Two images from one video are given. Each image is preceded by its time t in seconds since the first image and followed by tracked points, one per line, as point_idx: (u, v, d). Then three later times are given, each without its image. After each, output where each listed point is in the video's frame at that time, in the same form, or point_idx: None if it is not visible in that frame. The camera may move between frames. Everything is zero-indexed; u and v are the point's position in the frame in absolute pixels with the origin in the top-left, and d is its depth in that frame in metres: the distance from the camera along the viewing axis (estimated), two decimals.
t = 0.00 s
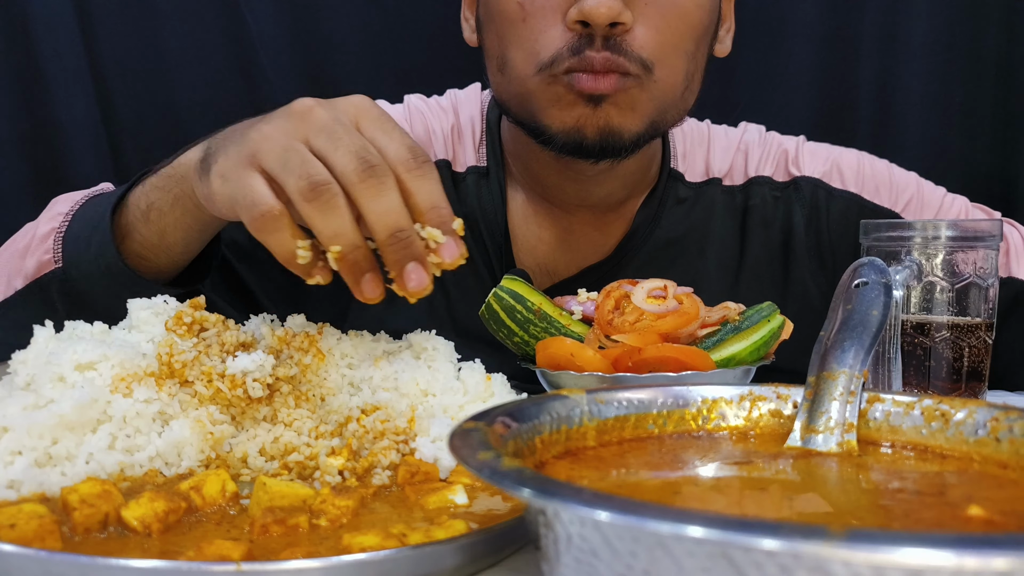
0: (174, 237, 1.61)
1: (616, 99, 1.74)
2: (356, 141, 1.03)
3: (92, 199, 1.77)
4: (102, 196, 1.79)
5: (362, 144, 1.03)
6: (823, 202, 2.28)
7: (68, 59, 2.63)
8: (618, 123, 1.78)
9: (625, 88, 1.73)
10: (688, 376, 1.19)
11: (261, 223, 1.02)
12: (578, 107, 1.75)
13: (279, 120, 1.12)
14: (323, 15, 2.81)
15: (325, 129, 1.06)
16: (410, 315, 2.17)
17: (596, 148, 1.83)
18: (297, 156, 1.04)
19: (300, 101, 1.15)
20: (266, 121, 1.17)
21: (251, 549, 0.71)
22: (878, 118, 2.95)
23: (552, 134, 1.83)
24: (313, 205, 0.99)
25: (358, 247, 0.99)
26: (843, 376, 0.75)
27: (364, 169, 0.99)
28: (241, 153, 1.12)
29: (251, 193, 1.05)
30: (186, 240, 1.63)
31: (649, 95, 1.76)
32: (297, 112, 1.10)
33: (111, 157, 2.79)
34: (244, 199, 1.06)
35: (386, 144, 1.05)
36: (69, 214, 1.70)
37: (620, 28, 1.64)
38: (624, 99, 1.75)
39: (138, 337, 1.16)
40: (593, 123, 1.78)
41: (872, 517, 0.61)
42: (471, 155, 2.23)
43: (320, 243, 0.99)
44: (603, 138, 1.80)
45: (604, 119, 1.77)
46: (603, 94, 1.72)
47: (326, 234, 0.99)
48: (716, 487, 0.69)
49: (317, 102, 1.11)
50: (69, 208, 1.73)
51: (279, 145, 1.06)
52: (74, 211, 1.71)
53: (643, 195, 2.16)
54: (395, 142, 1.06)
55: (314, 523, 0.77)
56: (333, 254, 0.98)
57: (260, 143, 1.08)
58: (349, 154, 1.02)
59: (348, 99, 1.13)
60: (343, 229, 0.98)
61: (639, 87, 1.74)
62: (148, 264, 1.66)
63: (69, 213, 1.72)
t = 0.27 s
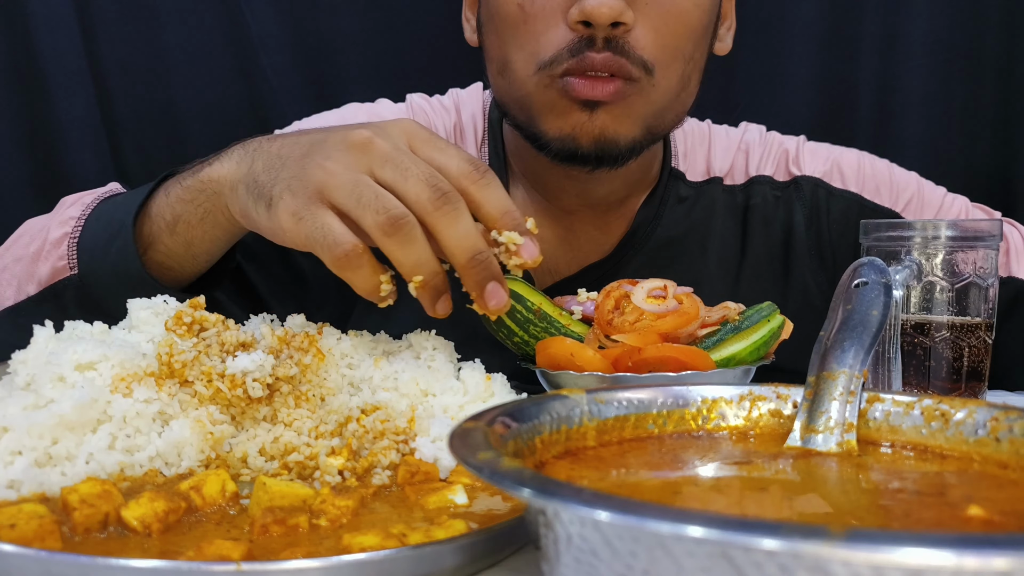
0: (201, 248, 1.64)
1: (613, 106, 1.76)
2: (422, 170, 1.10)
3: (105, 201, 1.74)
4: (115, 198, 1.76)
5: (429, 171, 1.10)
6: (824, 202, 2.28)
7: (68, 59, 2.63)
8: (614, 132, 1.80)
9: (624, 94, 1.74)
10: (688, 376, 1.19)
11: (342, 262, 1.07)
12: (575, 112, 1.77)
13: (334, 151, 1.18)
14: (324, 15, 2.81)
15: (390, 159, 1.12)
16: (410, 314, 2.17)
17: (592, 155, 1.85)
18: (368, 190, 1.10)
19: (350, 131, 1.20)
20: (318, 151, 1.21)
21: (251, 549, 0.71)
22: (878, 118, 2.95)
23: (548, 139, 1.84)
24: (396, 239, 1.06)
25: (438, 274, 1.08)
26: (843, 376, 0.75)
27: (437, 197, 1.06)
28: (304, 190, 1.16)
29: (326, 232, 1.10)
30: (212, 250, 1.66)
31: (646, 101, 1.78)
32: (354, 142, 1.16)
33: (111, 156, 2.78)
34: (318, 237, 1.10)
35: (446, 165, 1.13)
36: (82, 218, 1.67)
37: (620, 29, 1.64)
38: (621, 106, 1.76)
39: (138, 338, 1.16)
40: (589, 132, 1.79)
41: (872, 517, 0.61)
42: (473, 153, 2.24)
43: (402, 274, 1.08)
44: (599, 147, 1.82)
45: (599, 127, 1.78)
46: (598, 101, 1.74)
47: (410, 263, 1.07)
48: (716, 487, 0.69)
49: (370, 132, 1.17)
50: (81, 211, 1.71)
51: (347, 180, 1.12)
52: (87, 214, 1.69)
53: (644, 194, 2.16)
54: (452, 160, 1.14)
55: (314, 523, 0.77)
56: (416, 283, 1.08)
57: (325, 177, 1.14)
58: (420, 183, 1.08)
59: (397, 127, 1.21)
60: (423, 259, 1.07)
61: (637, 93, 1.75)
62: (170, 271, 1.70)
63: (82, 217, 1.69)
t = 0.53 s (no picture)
0: (221, 256, 1.69)
1: (630, 116, 1.77)
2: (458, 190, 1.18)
3: (118, 206, 1.71)
4: (128, 202, 1.73)
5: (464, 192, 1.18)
6: (824, 202, 2.28)
7: (68, 59, 2.63)
8: (633, 142, 1.82)
9: (638, 99, 1.75)
10: (688, 376, 1.19)
11: (384, 278, 1.16)
12: (594, 124, 1.79)
13: (369, 166, 1.25)
14: (324, 15, 2.81)
15: (425, 177, 1.20)
16: (411, 314, 2.17)
17: (613, 168, 1.87)
18: (406, 209, 1.18)
19: (384, 146, 1.27)
20: (352, 165, 1.29)
21: (251, 549, 0.71)
22: (878, 117, 2.95)
23: (568, 152, 1.87)
24: (435, 259, 1.15)
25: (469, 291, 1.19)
26: (843, 376, 0.75)
27: (473, 221, 1.15)
28: (340, 205, 1.24)
29: (367, 249, 1.18)
30: (232, 259, 1.72)
31: (659, 104, 1.78)
32: (389, 159, 1.23)
33: (111, 157, 2.78)
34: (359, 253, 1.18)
35: (478, 184, 1.21)
36: (97, 223, 1.64)
37: (628, 32, 1.64)
38: (638, 115, 1.78)
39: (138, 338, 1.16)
40: (609, 144, 1.82)
41: (872, 517, 0.61)
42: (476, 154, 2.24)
43: (436, 293, 1.17)
44: (619, 159, 1.84)
45: (618, 139, 1.80)
46: (615, 111, 1.76)
47: (447, 283, 1.16)
48: (716, 487, 0.69)
49: (404, 148, 1.25)
50: (95, 216, 1.67)
51: (385, 198, 1.19)
52: (101, 220, 1.65)
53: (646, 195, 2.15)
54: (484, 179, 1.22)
55: (314, 523, 0.77)
56: (448, 300, 1.18)
57: (363, 193, 1.22)
58: (456, 204, 1.17)
59: (429, 142, 1.28)
60: (457, 279, 1.17)
61: (651, 99, 1.76)
62: (188, 279, 1.73)
63: (96, 222, 1.65)
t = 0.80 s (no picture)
0: (225, 262, 1.69)
1: (628, 100, 1.76)
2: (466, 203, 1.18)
3: (123, 209, 1.71)
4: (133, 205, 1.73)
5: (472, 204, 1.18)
6: (824, 202, 2.28)
7: (68, 59, 2.63)
8: (630, 125, 1.80)
9: (639, 87, 1.74)
10: (688, 376, 1.19)
11: (391, 287, 1.17)
12: (590, 107, 1.77)
13: (377, 174, 1.25)
14: (324, 15, 2.81)
15: (434, 188, 1.20)
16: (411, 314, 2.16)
17: (606, 150, 1.85)
18: (414, 220, 1.18)
19: (392, 153, 1.27)
20: (360, 172, 1.29)
21: (251, 549, 0.71)
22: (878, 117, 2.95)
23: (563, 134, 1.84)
24: (442, 271, 1.15)
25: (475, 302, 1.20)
26: (843, 376, 0.75)
27: (482, 234, 1.16)
28: (347, 213, 1.24)
29: (373, 257, 1.18)
30: (236, 264, 1.72)
31: (662, 94, 1.78)
32: (397, 167, 1.23)
33: (111, 157, 2.78)
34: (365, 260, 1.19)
35: (486, 197, 1.21)
36: (102, 227, 1.64)
37: (632, 27, 1.64)
38: (637, 99, 1.76)
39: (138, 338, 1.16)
40: (604, 126, 1.79)
41: (872, 517, 0.61)
42: (477, 153, 2.24)
43: (441, 304, 1.18)
44: (614, 139, 1.82)
45: (615, 120, 1.78)
46: (613, 95, 1.74)
47: (453, 295, 1.17)
48: (716, 486, 0.69)
49: (414, 156, 1.25)
50: (99, 219, 1.67)
51: (393, 206, 1.19)
52: (106, 222, 1.65)
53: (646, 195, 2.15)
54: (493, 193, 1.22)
55: (314, 523, 0.77)
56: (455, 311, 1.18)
57: (369, 201, 1.21)
58: (464, 217, 1.17)
59: (438, 152, 1.28)
60: (464, 290, 1.18)
61: (653, 87, 1.75)
62: (192, 282, 1.73)
63: (101, 225, 1.65)
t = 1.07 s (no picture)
0: (225, 262, 1.69)
1: (625, 111, 1.77)
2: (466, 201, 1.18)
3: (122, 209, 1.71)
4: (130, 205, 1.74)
5: (471, 202, 1.18)
6: (824, 202, 2.28)
7: (68, 59, 2.63)
8: (627, 135, 1.81)
9: (637, 96, 1.75)
10: (688, 376, 1.19)
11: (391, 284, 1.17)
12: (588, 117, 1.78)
13: (376, 172, 1.25)
14: (324, 15, 2.81)
15: (433, 186, 1.20)
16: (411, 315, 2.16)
17: (604, 161, 1.86)
18: (414, 217, 1.18)
19: (391, 151, 1.27)
20: (359, 170, 1.29)
21: (251, 548, 0.71)
22: (878, 117, 2.95)
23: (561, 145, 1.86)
24: (441, 267, 1.15)
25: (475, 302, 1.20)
26: (843, 376, 0.75)
27: (480, 230, 1.15)
28: (347, 212, 1.24)
29: (374, 255, 1.18)
30: (235, 265, 1.72)
31: (658, 104, 1.78)
32: (396, 165, 1.23)
33: (111, 157, 2.78)
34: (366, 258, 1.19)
35: (486, 196, 1.22)
36: (100, 227, 1.64)
37: (632, 30, 1.64)
38: (634, 110, 1.77)
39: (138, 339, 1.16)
40: (602, 136, 1.81)
41: (872, 517, 0.61)
42: (477, 153, 2.24)
43: (441, 303, 1.18)
44: (612, 151, 1.83)
45: (612, 131, 1.80)
46: (611, 104, 1.75)
47: (452, 292, 1.17)
48: (716, 486, 0.69)
49: (413, 155, 1.25)
50: (98, 220, 1.68)
51: (392, 204, 1.19)
52: (104, 223, 1.66)
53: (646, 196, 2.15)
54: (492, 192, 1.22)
55: (314, 523, 0.77)
56: (455, 309, 1.18)
57: (369, 199, 1.21)
58: (464, 213, 1.17)
59: (437, 150, 1.28)
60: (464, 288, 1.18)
61: (650, 97, 1.76)
62: (193, 283, 1.73)
63: (100, 225, 1.66)
